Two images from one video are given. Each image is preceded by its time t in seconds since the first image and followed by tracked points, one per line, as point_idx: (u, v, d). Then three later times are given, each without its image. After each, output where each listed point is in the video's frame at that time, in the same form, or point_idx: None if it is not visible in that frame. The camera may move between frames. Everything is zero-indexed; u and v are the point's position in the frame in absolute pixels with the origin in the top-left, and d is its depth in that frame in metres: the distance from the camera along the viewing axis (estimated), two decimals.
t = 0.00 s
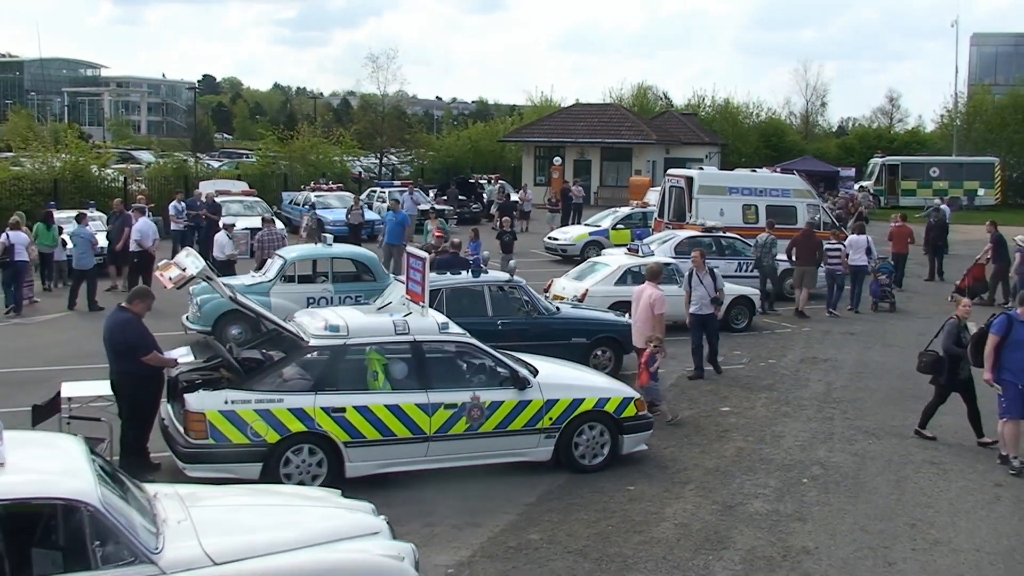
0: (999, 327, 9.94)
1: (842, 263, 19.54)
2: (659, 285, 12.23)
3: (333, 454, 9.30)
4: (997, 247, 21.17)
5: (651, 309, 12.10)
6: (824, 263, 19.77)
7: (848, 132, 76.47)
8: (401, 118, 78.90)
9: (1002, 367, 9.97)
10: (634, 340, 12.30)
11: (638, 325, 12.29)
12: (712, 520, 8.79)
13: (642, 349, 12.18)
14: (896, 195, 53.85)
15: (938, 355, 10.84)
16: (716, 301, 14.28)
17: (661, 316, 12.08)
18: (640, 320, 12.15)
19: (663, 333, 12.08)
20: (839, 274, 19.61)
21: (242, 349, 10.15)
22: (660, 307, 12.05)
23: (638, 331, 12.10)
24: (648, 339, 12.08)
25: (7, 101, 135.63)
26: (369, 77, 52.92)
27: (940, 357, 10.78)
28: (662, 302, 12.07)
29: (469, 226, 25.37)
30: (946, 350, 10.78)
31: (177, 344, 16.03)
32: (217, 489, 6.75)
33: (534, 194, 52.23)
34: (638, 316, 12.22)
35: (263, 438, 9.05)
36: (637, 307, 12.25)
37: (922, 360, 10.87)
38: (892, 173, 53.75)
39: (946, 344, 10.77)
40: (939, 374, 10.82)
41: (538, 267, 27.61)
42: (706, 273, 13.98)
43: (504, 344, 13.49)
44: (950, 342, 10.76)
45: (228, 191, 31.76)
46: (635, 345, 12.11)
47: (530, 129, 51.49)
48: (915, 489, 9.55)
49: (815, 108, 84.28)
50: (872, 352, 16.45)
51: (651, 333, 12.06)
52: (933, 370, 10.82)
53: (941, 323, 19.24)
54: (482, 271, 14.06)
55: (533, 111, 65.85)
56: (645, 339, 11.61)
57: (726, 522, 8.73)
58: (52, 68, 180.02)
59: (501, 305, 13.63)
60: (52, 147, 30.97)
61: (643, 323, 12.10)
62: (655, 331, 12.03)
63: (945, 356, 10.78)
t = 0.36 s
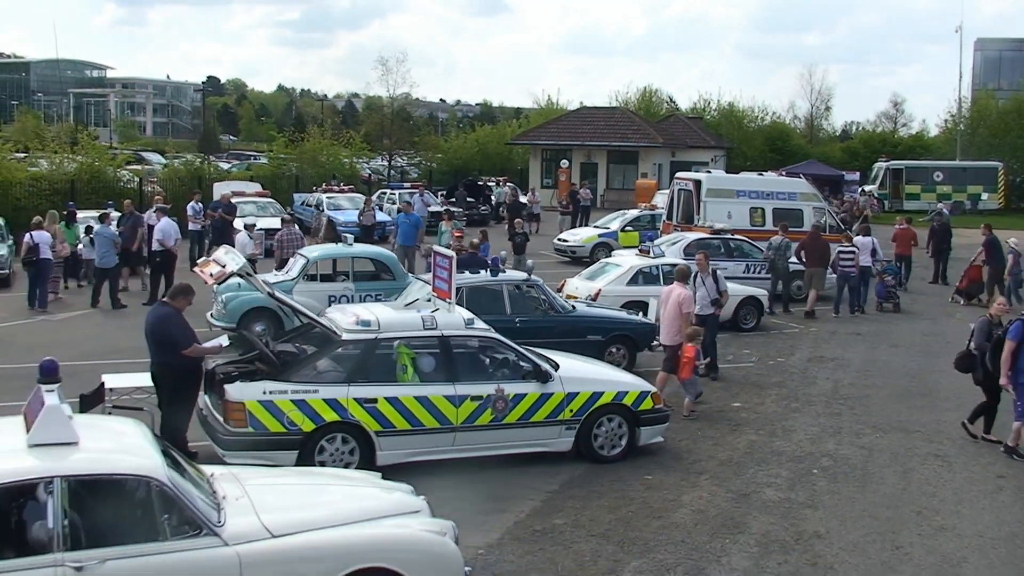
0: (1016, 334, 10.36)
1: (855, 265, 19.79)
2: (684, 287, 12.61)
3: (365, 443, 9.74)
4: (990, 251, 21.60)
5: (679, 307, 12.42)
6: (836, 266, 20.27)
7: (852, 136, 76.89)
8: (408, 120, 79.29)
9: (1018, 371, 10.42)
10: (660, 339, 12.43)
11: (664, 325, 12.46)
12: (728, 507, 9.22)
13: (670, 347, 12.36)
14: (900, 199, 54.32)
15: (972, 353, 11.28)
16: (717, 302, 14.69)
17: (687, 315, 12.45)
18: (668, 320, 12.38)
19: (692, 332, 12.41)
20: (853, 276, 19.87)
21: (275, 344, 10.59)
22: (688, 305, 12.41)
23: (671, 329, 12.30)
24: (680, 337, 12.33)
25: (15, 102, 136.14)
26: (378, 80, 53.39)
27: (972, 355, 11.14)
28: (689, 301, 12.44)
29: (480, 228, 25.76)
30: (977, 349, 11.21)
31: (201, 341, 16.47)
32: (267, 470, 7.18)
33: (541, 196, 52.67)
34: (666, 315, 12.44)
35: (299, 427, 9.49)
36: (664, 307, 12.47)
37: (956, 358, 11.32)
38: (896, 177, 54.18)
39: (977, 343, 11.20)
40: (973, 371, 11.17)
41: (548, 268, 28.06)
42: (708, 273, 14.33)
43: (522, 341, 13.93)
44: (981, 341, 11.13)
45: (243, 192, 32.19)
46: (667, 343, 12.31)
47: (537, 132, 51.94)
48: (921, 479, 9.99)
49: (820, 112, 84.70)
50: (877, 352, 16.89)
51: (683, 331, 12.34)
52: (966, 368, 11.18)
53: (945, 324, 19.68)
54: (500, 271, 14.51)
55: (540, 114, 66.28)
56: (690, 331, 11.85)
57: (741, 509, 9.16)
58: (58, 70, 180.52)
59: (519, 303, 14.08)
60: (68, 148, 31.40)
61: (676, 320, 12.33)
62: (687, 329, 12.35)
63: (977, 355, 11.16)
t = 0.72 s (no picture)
0: None
1: (872, 263, 20.18)
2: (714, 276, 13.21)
3: (397, 429, 10.17)
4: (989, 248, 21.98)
5: (713, 298, 12.98)
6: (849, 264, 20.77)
7: (860, 137, 77.22)
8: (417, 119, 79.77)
9: None
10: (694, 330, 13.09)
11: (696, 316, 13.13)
12: (745, 491, 9.65)
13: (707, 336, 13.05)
14: (906, 199, 54.64)
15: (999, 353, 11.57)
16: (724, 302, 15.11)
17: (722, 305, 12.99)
18: (704, 311, 12.98)
19: (726, 319, 13.11)
20: (867, 273, 20.32)
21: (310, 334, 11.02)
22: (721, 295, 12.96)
23: (708, 320, 12.95)
24: (717, 327, 12.99)
25: (25, 99, 136.79)
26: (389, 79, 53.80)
27: (999, 355, 11.53)
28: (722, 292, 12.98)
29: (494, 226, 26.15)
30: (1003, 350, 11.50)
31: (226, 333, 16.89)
32: (314, 450, 7.61)
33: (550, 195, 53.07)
34: (699, 307, 13.07)
35: (335, 413, 9.92)
36: (697, 299, 13.08)
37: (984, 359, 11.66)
38: (903, 178, 54.49)
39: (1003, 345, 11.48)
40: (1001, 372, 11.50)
41: (560, 266, 28.48)
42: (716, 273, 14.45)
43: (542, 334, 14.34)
44: (1007, 340, 11.50)
45: (259, 190, 32.64)
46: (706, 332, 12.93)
47: (546, 132, 52.32)
48: (929, 467, 10.41)
49: (827, 112, 85.01)
50: (886, 347, 17.30)
51: (719, 320, 13.02)
52: (995, 368, 11.59)
53: (952, 321, 20.07)
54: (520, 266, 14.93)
55: (549, 113, 66.68)
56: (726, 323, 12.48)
57: (758, 493, 9.58)
58: (68, 67, 181.29)
59: (539, 298, 14.51)
60: (87, 145, 31.81)
61: (711, 311, 12.97)
62: (723, 318, 12.96)
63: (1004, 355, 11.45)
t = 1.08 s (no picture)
0: None
1: (880, 264, 20.61)
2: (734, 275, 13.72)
3: (424, 425, 10.60)
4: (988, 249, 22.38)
5: (738, 298, 13.49)
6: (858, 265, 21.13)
7: (866, 139, 77.56)
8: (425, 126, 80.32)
9: None
10: (719, 328, 13.58)
11: (719, 314, 13.61)
12: (759, 482, 10.08)
13: (731, 333, 13.62)
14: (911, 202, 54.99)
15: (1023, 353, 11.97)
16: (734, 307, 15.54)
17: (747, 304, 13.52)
18: (731, 310, 13.48)
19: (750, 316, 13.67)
20: (875, 273, 20.74)
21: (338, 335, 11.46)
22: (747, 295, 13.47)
23: (735, 319, 13.49)
24: (743, 324, 13.54)
25: (34, 109, 137.55)
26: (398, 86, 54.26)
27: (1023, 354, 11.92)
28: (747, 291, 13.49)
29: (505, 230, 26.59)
30: None
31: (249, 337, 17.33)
32: (351, 443, 8.04)
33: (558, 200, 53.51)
34: (725, 306, 13.55)
35: (364, 410, 10.34)
36: (723, 299, 13.55)
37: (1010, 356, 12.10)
38: (909, 180, 54.84)
39: None
40: None
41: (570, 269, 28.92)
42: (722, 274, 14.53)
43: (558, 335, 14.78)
44: None
45: (273, 197, 33.11)
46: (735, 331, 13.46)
47: (553, 137, 52.77)
48: (935, 459, 10.82)
49: (832, 115, 85.34)
50: (893, 347, 17.70)
51: (745, 318, 13.56)
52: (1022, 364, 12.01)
53: (957, 320, 20.47)
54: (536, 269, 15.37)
55: (555, 119, 67.14)
56: (759, 324, 13.05)
57: (771, 484, 10.02)
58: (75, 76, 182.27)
59: (555, 300, 14.94)
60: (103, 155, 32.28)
61: (738, 310, 13.51)
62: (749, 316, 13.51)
63: None
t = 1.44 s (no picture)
0: None
1: (889, 266, 21.03)
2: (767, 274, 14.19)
3: (453, 419, 11.02)
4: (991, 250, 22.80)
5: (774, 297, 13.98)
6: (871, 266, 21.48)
7: (875, 143, 77.84)
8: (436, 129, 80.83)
9: None
10: (754, 326, 14.07)
11: (755, 313, 14.05)
12: (776, 474, 10.49)
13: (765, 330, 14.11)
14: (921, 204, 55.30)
15: None
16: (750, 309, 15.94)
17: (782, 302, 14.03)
18: (767, 308, 13.96)
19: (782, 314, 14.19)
20: (885, 274, 21.16)
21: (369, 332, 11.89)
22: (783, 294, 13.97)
23: (772, 317, 13.99)
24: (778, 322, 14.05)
25: (46, 113, 138.32)
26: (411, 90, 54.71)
27: None
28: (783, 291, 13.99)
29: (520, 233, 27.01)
30: None
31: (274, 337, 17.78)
32: (390, 431, 8.47)
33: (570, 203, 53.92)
34: (761, 305, 14.01)
35: (396, 404, 10.78)
36: (759, 297, 14.00)
37: None
38: (918, 184, 55.14)
39: None
40: None
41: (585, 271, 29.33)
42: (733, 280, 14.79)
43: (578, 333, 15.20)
44: None
45: (291, 199, 33.60)
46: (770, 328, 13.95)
47: (564, 141, 53.19)
48: (945, 452, 11.22)
49: (842, 119, 85.61)
50: (904, 347, 18.09)
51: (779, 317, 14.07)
52: None
53: (967, 321, 20.85)
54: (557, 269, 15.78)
55: (566, 122, 67.56)
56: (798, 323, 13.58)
57: (788, 475, 10.42)
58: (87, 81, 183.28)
59: (576, 300, 15.35)
60: (123, 159, 32.79)
61: (774, 309, 14.00)
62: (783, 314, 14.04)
63: None
